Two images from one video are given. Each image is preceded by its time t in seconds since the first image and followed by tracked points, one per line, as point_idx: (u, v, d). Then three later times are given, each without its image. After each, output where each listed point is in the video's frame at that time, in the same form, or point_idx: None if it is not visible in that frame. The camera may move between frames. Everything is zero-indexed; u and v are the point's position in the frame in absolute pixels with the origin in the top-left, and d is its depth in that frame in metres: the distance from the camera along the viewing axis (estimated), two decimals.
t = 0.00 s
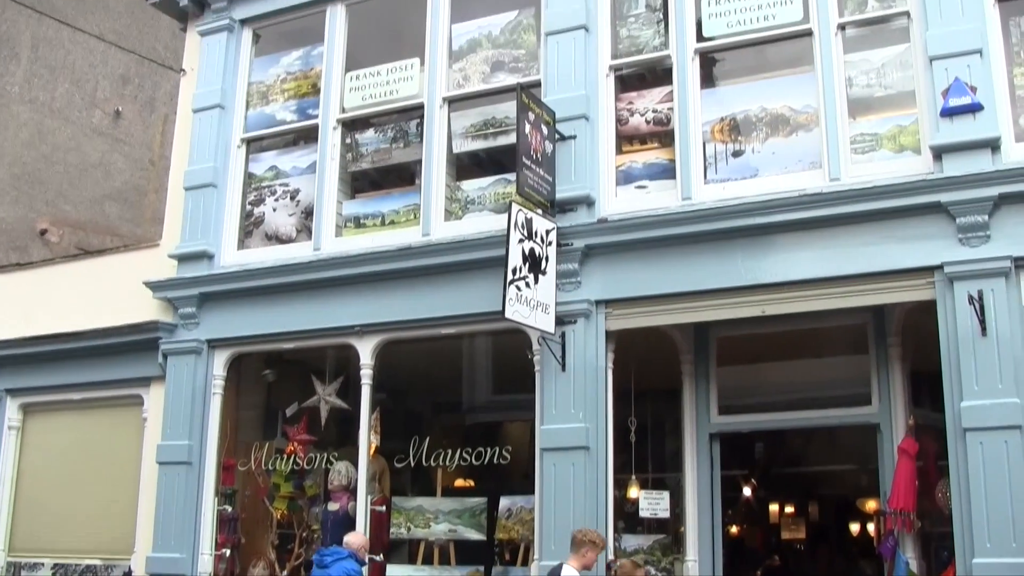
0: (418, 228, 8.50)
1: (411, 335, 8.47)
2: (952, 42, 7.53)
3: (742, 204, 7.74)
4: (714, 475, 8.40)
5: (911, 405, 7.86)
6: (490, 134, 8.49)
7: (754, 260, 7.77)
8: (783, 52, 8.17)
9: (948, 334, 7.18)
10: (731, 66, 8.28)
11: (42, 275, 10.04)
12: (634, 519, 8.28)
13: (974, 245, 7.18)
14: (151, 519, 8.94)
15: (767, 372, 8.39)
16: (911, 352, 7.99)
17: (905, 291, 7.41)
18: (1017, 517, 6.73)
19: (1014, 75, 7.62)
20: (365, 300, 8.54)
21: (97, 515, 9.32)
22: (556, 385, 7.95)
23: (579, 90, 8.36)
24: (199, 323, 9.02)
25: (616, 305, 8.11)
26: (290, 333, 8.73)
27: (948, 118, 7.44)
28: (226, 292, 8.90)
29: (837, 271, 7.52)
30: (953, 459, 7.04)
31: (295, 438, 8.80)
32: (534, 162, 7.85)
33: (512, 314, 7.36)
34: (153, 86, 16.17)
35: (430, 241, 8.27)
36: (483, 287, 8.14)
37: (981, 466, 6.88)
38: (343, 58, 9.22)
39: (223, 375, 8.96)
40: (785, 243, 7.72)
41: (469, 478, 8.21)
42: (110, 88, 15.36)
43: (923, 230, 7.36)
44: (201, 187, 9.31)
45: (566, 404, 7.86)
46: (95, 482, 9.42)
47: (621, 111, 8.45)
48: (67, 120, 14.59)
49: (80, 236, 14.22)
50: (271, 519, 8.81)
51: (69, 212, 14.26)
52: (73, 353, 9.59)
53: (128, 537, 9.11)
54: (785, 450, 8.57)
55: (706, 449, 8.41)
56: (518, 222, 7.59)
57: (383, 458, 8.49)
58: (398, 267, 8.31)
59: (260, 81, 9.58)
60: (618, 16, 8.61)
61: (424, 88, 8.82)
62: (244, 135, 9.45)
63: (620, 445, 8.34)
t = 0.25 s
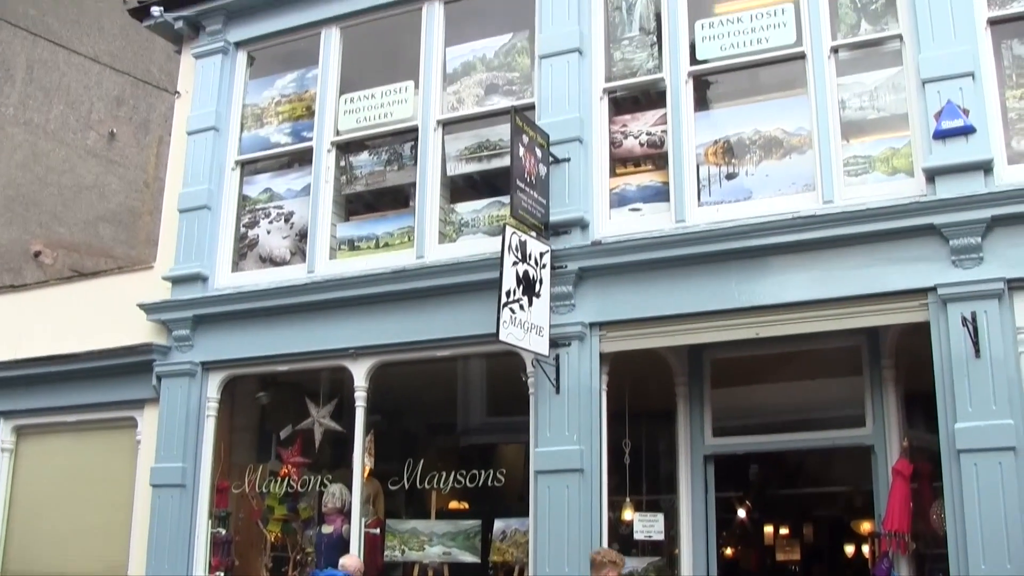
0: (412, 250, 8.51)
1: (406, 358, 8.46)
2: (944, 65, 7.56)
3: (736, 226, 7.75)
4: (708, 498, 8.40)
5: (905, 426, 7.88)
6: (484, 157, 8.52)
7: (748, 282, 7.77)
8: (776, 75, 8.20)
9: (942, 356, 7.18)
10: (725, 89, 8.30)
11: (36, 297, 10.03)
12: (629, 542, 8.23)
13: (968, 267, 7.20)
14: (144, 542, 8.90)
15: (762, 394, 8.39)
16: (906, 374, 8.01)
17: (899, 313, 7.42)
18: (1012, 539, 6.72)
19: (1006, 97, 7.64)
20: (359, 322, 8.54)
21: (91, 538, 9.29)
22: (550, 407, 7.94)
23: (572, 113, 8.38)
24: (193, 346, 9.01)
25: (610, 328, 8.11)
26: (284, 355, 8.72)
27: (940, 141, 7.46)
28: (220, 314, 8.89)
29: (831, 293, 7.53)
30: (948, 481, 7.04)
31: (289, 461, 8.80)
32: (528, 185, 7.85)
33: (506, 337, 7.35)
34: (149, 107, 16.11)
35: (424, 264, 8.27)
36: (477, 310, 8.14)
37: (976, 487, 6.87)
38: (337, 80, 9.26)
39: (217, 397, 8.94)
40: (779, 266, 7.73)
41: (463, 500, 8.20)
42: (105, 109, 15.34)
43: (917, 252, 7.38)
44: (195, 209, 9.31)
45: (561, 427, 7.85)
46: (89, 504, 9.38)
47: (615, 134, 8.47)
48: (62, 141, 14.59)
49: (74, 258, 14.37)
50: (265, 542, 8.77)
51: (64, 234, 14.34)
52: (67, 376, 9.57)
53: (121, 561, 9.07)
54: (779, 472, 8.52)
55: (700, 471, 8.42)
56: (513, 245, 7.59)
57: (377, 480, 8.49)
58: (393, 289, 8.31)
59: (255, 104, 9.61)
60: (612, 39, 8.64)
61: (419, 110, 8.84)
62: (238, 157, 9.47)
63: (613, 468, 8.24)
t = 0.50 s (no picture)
0: (405, 269, 8.50)
1: (400, 376, 8.44)
2: (936, 83, 7.59)
3: (729, 244, 7.76)
4: (703, 516, 8.37)
5: (901, 443, 7.81)
6: (477, 175, 8.54)
7: (742, 300, 7.77)
8: (769, 93, 8.21)
9: (935, 373, 7.19)
10: (718, 107, 8.32)
11: (29, 316, 10.01)
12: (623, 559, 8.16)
13: (961, 284, 7.21)
14: (137, 562, 8.85)
15: (756, 412, 8.38)
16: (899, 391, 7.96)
17: (892, 331, 7.43)
18: (1006, 556, 6.70)
19: (998, 115, 7.67)
20: (353, 340, 8.53)
21: (83, 558, 9.24)
22: (544, 425, 7.93)
23: (565, 131, 8.39)
24: (186, 365, 8.99)
25: (603, 346, 8.10)
26: (278, 374, 8.71)
27: (933, 158, 7.48)
28: (213, 333, 8.88)
29: (824, 311, 7.53)
30: (942, 498, 7.03)
31: (283, 479, 8.76)
32: (521, 203, 7.85)
33: (499, 355, 7.34)
34: (142, 126, 16.02)
35: (417, 283, 8.27)
36: (470, 328, 8.14)
37: (970, 504, 6.85)
38: (331, 99, 9.28)
39: (210, 417, 8.93)
40: (772, 283, 7.73)
41: (456, 518, 8.16)
42: (98, 128, 15.27)
43: (909, 269, 7.39)
44: (188, 228, 9.30)
45: (555, 445, 7.84)
46: (81, 525, 9.34)
47: (608, 152, 8.48)
48: (54, 160, 14.56)
49: (67, 277, 14.36)
50: (258, 561, 8.70)
51: (56, 253, 14.33)
52: (60, 395, 9.55)
53: None
54: (774, 490, 8.49)
55: (694, 489, 8.40)
56: (506, 263, 7.59)
57: (371, 499, 8.44)
58: (386, 307, 8.31)
59: (248, 123, 9.63)
60: (605, 57, 8.66)
61: (412, 129, 8.85)
62: (231, 176, 9.46)
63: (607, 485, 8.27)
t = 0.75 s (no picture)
0: (398, 283, 8.49)
1: (393, 391, 8.43)
2: (927, 97, 7.61)
3: (722, 258, 7.76)
4: (696, 531, 8.38)
5: (894, 457, 7.81)
6: (470, 190, 8.54)
7: (735, 314, 7.78)
8: (761, 107, 8.23)
9: (929, 387, 7.19)
10: (711, 121, 8.33)
11: (21, 331, 9.99)
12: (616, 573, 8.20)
13: (953, 297, 7.22)
14: None
15: (749, 426, 8.38)
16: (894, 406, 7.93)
17: (885, 344, 7.43)
18: (1000, 569, 6.69)
19: (989, 128, 7.68)
20: (346, 355, 8.52)
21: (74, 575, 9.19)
22: (537, 440, 7.92)
23: (558, 146, 8.40)
24: (179, 380, 8.97)
25: (596, 360, 8.10)
26: (271, 389, 8.69)
27: (925, 172, 7.48)
28: (206, 347, 8.87)
29: (817, 325, 7.54)
30: (936, 512, 7.02)
31: (276, 494, 8.73)
32: (514, 218, 7.85)
33: (493, 370, 7.33)
34: (135, 140, 15.91)
35: (410, 297, 8.26)
36: (463, 342, 8.13)
37: (964, 518, 6.85)
38: (324, 113, 9.29)
39: (203, 431, 8.91)
40: (765, 297, 7.74)
41: (450, 533, 8.15)
42: (91, 143, 15.21)
43: (902, 283, 7.40)
44: (181, 243, 9.29)
45: (548, 460, 7.83)
46: (73, 541, 9.30)
47: (601, 166, 8.48)
48: (47, 175, 14.49)
49: (59, 292, 14.23)
50: None
51: (50, 268, 14.26)
52: (52, 410, 9.52)
53: None
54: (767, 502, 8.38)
55: (688, 503, 8.38)
56: (499, 278, 7.59)
57: (364, 514, 8.43)
58: (379, 321, 8.30)
59: (241, 137, 9.63)
60: (598, 72, 8.68)
61: (404, 144, 8.85)
62: (224, 191, 9.46)
63: (601, 500, 8.35)
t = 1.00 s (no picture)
0: (391, 296, 8.48)
1: (386, 403, 8.42)
2: (919, 108, 7.62)
3: (714, 270, 7.76)
4: (688, 543, 8.36)
5: (886, 469, 7.81)
6: (463, 202, 8.54)
7: (727, 326, 7.77)
8: (753, 119, 8.24)
9: (921, 399, 7.19)
10: (704, 133, 8.33)
11: (13, 343, 9.97)
12: None
13: (945, 308, 7.22)
14: None
15: (742, 437, 8.38)
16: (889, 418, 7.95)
17: (877, 356, 7.43)
18: None
19: (981, 140, 7.70)
20: (339, 367, 8.50)
21: None
22: (530, 452, 7.91)
23: (551, 158, 8.40)
24: (171, 392, 8.95)
25: (589, 372, 8.09)
26: (264, 401, 8.68)
27: (917, 184, 7.49)
28: (198, 360, 8.85)
29: (810, 337, 7.53)
30: (929, 524, 7.01)
31: (268, 507, 8.71)
32: (506, 230, 7.84)
33: (485, 382, 7.32)
34: (127, 152, 15.78)
35: (403, 309, 8.25)
36: (456, 355, 8.12)
37: (957, 530, 6.84)
38: (317, 125, 9.29)
39: (195, 444, 8.89)
40: (757, 309, 7.74)
41: (443, 545, 8.11)
42: (83, 154, 15.07)
43: (894, 295, 7.40)
44: (174, 255, 9.28)
45: (541, 472, 7.82)
46: (64, 554, 9.26)
47: (594, 178, 8.49)
48: (39, 186, 14.31)
49: (51, 303, 14.12)
50: None
51: (41, 279, 14.05)
52: (44, 423, 9.49)
53: None
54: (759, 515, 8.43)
55: (680, 515, 8.37)
56: (491, 290, 7.57)
57: (357, 526, 8.39)
58: (372, 333, 8.29)
59: (233, 149, 9.62)
60: (591, 84, 8.68)
61: (397, 155, 8.85)
62: (216, 203, 9.45)
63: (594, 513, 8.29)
